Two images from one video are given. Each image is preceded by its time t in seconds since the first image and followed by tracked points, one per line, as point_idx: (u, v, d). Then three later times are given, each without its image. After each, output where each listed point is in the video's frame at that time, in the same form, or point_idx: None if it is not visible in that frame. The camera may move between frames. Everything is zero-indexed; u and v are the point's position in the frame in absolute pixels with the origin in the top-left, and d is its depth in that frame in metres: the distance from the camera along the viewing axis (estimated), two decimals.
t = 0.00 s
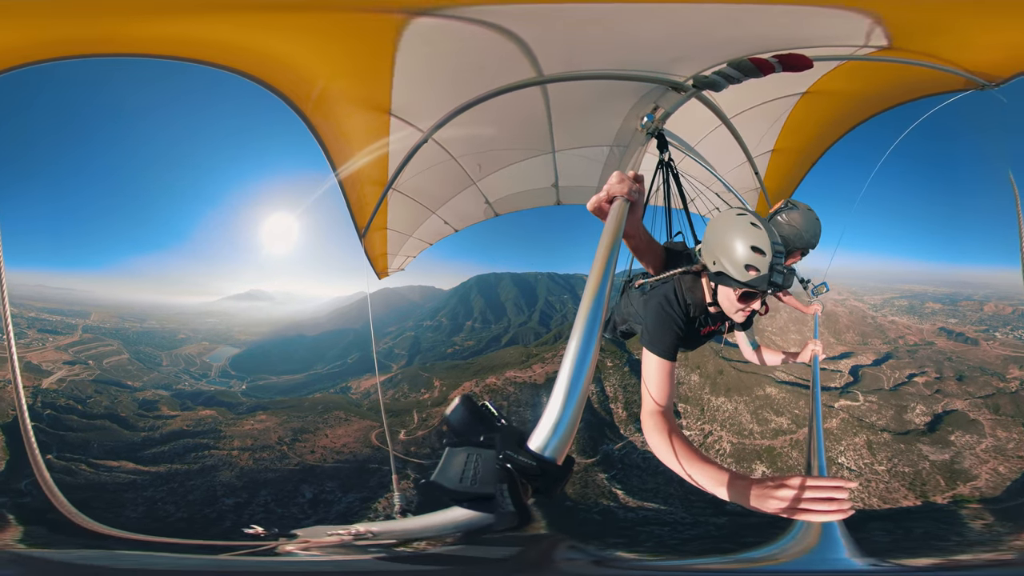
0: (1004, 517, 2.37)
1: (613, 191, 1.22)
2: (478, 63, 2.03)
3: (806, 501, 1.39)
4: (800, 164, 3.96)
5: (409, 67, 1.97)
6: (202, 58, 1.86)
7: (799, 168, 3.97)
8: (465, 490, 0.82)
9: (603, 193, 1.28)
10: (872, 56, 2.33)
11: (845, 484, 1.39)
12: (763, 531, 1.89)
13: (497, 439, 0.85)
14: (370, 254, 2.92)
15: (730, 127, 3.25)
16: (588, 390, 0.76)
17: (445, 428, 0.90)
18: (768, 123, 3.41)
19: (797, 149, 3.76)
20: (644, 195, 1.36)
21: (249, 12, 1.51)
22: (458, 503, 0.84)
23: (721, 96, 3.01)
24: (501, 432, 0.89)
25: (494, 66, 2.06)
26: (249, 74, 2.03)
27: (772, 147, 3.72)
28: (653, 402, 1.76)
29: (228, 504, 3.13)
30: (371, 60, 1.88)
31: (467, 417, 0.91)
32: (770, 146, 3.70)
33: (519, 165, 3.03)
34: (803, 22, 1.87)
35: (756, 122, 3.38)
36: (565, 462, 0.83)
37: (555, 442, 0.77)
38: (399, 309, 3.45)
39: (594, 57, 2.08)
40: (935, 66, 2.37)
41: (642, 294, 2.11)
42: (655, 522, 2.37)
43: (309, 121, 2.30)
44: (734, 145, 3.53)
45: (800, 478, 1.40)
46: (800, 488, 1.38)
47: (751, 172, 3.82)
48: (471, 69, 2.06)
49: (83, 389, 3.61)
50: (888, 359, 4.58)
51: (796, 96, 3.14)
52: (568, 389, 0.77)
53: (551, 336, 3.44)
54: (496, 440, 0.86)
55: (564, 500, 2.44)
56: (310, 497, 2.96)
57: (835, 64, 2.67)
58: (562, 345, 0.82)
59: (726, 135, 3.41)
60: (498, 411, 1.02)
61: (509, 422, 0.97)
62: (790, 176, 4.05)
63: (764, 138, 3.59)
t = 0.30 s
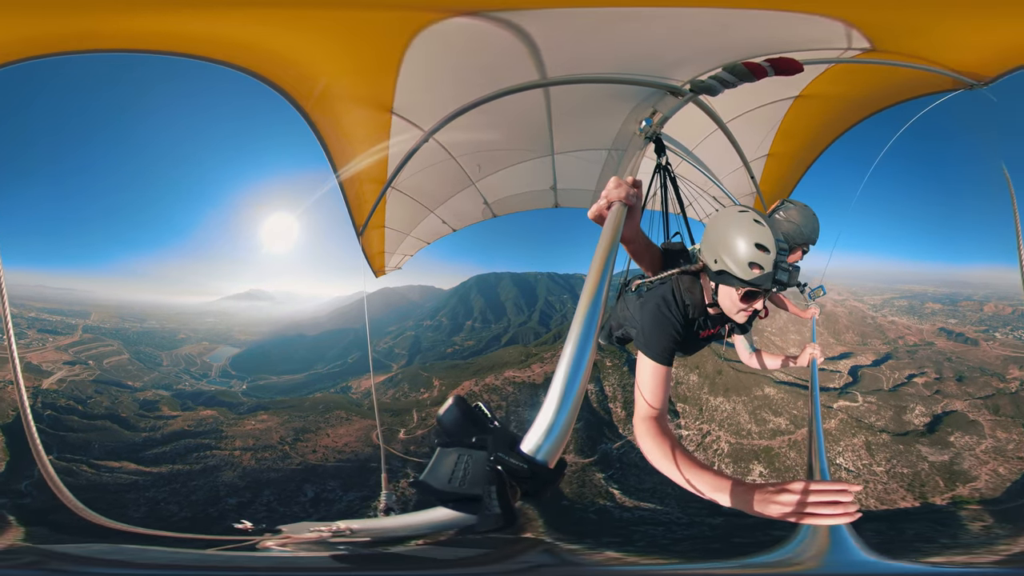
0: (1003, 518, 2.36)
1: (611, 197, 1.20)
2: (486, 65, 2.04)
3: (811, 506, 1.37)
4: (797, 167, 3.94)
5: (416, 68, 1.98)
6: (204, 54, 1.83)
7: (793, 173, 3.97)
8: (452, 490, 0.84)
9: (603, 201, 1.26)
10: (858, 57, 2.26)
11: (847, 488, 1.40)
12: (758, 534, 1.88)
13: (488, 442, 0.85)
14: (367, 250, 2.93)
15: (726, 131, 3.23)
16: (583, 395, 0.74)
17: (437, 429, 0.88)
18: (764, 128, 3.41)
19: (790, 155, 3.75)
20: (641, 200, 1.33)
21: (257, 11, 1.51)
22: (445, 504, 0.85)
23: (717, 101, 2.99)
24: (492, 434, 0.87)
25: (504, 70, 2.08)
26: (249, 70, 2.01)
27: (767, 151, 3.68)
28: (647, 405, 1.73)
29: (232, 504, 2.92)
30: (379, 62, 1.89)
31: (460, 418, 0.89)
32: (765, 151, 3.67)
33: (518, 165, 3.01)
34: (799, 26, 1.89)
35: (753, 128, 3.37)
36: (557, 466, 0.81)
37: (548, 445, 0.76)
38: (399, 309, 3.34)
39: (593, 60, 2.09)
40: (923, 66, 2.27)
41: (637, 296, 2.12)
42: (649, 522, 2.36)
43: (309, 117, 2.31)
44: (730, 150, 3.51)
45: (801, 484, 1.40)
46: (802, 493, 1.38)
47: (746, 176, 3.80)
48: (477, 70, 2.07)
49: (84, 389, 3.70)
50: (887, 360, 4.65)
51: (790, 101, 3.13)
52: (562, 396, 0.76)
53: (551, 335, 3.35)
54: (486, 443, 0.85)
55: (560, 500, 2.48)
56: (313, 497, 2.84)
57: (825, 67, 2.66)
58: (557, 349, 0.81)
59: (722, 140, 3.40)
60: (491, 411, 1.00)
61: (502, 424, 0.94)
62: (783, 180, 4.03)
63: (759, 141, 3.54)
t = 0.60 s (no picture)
0: (1003, 520, 2.36)
1: (610, 199, 1.20)
2: (486, 67, 2.05)
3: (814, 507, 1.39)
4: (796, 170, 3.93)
5: (418, 69, 1.99)
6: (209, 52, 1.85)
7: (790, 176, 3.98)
8: (444, 491, 0.85)
9: (598, 202, 1.27)
10: (847, 61, 2.25)
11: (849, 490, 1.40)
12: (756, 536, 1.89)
13: (483, 442, 0.86)
14: (366, 249, 2.93)
15: (723, 135, 3.25)
16: (579, 396, 0.75)
17: (432, 429, 0.85)
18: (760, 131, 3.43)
19: (786, 158, 3.76)
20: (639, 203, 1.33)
21: (259, 9, 1.51)
22: (437, 504, 0.86)
23: (714, 103, 3.02)
24: (488, 435, 0.87)
25: (505, 72, 2.09)
26: (251, 67, 2.01)
27: (763, 155, 3.70)
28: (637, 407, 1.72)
29: (237, 504, 3.10)
30: (379, 62, 1.90)
31: (455, 419, 0.86)
32: (762, 155, 3.69)
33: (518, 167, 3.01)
34: (796, 29, 1.90)
35: (750, 130, 3.38)
36: (552, 467, 0.82)
37: (544, 445, 0.76)
38: (399, 310, 3.34)
39: (592, 63, 2.11)
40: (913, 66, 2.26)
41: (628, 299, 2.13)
42: (644, 522, 2.54)
43: (312, 114, 2.31)
44: (729, 153, 3.52)
45: (804, 485, 1.42)
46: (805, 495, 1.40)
47: (744, 179, 3.82)
48: (480, 72, 2.08)
49: (85, 389, 3.76)
50: (885, 361, 4.65)
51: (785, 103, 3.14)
52: (558, 398, 0.77)
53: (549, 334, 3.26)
54: (482, 441, 0.85)
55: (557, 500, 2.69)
56: (315, 495, 3.02)
57: (817, 70, 2.68)
58: (556, 351, 0.82)
59: (719, 143, 3.40)
60: (487, 413, 0.99)
61: (497, 425, 0.94)
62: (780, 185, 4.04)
63: (755, 145, 3.56)
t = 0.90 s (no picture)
0: (1003, 521, 2.35)
1: (610, 201, 1.20)
2: (488, 68, 2.04)
3: (819, 508, 1.38)
4: (796, 171, 3.93)
5: (419, 70, 1.99)
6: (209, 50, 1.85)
7: (790, 177, 3.98)
8: (442, 491, 0.87)
9: (597, 205, 1.27)
10: (842, 61, 2.25)
11: (852, 488, 1.40)
12: (753, 537, 1.89)
13: (481, 443, 0.83)
14: (366, 249, 2.93)
15: (722, 136, 3.25)
16: (580, 398, 0.75)
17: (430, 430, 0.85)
18: (758, 134, 3.44)
19: (784, 160, 3.76)
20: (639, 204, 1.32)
21: (258, 8, 1.51)
22: (434, 505, 0.89)
23: (714, 106, 3.02)
24: (486, 436, 0.84)
25: (506, 74, 2.09)
26: (251, 65, 2.00)
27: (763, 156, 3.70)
28: (645, 407, 1.72)
29: (238, 503, 3.14)
30: (380, 62, 1.90)
31: (452, 420, 0.87)
32: (761, 156, 3.69)
33: (518, 168, 3.01)
34: (795, 31, 1.90)
35: (750, 132, 3.38)
36: (552, 469, 0.82)
37: (544, 447, 0.76)
38: (398, 307, 3.21)
39: (592, 64, 2.10)
40: (908, 67, 2.26)
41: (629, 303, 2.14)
42: (641, 522, 2.52)
43: (312, 112, 2.30)
44: (728, 154, 3.52)
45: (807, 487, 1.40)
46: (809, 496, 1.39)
47: (743, 180, 3.82)
48: (481, 73, 2.07)
49: (86, 390, 3.80)
50: (886, 361, 4.69)
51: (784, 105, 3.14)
52: (559, 397, 0.77)
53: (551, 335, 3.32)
54: (478, 442, 0.84)
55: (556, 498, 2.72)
56: (317, 495, 3.07)
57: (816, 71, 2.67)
58: (557, 351, 0.82)
59: (718, 146, 3.40)
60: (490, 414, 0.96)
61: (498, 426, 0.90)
62: (778, 186, 4.05)
63: (755, 146, 3.55)
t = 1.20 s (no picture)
0: (1003, 522, 2.35)
1: (610, 203, 1.20)
2: (488, 69, 2.05)
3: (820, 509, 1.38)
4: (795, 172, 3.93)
5: (419, 71, 1.99)
6: (210, 50, 1.86)
7: (790, 177, 3.98)
8: (440, 491, 0.85)
9: (598, 206, 1.26)
10: (839, 62, 2.25)
11: (852, 487, 1.37)
12: (752, 537, 1.89)
13: (480, 444, 0.84)
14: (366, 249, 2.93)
15: (722, 137, 3.24)
16: (579, 399, 0.75)
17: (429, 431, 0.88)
18: (757, 135, 3.44)
19: (784, 160, 3.76)
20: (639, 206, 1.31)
21: (257, 9, 1.52)
22: (431, 506, 0.86)
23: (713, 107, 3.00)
24: (486, 437, 0.85)
25: (506, 74, 2.09)
26: (251, 65, 2.01)
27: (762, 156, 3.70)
28: (650, 408, 1.68)
29: (241, 503, 3.10)
30: (380, 62, 1.91)
31: (452, 420, 0.88)
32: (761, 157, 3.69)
33: (518, 169, 3.01)
34: (794, 32, 1.91)
35: (749, 133, 3.38)
36: (552, 470, 0.82)
37: (543, 448, 0.76)
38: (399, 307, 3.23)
39: (591, 66, 2.11)
40: (905, 67, 2.27)
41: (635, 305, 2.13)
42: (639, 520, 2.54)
43: (312, 112, 2.30)
44: (728, 155, 3.52)
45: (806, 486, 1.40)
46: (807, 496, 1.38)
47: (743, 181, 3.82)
48: (481, 74, 2.07)
49: (86, 390, 3.80)
50: (885, 361, 4.71)
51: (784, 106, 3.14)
52: (558, 398, 0.77)
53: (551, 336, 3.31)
54: (479, 442, 0.84)
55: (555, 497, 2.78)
56: (319, 494, 3.04)
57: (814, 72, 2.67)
58: (557, 352, 0.82)
59: (718, 147, 3.40)
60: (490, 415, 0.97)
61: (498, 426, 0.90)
62: (777, 187, 4.05)
63: (754, 147, 3.55)
